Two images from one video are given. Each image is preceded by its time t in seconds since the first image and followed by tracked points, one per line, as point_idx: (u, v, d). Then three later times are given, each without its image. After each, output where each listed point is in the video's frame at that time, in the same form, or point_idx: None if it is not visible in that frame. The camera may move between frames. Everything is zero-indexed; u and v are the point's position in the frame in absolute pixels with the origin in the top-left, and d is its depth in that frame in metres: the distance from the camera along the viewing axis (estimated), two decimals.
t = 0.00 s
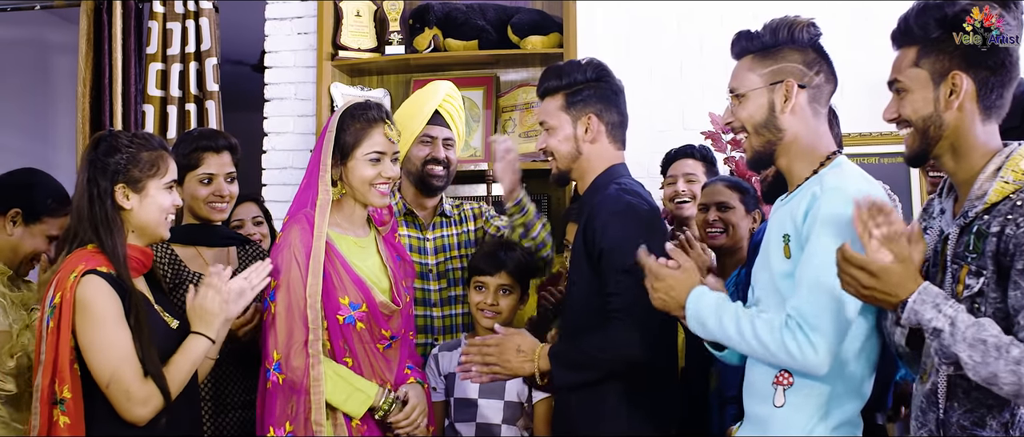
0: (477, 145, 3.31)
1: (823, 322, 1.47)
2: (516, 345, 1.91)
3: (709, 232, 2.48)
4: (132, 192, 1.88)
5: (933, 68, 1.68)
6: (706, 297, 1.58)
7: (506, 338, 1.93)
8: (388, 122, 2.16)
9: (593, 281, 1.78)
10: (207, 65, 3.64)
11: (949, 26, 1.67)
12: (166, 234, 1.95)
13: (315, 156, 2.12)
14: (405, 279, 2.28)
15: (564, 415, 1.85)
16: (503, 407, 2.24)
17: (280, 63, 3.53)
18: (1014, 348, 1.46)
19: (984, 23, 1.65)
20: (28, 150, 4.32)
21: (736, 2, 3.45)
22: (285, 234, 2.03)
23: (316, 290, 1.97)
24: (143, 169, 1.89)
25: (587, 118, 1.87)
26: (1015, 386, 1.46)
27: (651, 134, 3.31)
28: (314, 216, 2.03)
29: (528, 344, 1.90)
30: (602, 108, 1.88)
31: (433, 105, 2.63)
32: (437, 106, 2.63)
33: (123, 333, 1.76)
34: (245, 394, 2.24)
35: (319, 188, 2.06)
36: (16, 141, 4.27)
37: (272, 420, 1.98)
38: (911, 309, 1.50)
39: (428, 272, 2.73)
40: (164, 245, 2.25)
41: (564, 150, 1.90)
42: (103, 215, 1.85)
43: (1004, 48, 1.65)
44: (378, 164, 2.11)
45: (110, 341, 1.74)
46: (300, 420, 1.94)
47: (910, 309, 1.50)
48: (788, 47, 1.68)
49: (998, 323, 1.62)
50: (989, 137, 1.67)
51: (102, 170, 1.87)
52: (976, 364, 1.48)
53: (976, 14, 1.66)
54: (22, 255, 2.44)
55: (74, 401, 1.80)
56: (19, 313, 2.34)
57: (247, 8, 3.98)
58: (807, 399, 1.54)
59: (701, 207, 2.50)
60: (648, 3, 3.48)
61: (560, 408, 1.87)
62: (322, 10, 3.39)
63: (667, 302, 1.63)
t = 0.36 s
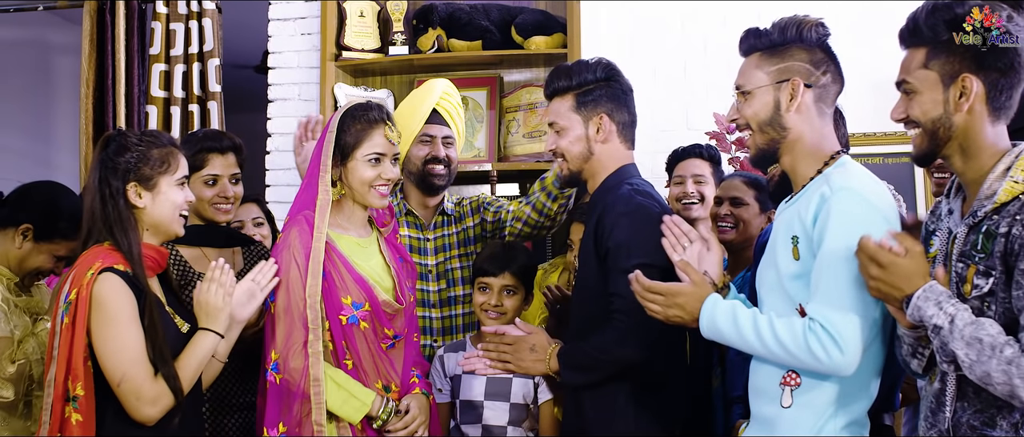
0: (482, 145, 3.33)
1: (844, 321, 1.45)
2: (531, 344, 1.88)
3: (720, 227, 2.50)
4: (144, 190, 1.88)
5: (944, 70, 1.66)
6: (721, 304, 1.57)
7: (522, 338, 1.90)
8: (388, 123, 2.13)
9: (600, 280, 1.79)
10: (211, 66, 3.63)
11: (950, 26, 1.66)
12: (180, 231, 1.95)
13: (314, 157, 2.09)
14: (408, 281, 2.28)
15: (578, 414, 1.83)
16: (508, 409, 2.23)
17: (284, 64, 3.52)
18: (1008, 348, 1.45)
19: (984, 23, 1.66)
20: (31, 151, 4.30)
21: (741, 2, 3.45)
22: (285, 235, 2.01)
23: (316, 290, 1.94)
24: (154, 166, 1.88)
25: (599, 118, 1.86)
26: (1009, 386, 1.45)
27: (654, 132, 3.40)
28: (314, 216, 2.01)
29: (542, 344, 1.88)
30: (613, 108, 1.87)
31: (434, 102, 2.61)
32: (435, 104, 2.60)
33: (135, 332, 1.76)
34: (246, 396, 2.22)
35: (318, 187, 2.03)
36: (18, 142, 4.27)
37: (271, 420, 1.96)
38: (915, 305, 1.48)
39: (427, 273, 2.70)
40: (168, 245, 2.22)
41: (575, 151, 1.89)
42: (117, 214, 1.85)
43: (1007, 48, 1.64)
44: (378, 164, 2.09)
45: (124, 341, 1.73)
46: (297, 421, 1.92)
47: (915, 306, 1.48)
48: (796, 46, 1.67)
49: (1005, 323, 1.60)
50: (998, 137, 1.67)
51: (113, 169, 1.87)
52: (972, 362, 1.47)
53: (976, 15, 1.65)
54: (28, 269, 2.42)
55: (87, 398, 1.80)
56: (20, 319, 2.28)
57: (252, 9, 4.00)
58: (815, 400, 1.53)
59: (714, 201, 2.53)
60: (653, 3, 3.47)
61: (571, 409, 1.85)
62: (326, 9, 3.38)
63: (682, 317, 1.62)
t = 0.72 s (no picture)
0: (483, 146, 3.33)
1: (845, 323, 1.46)
2: (526, 341, 1.87)
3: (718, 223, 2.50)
4: (156, 187, 1.87)
5: (948, 68, 1.66)
6: (725, 307, 1.58)
7: (516, 334, 1.88)
8: (387, 123, 2.13)
9: (607, 282, 1.79)
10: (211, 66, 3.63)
11: (950, 26, 1.67)
12: (189, 232, 1.94)
13: (313, 157, 2.08)
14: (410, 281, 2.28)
15: (582, 418, 1.84)
16: (509, 410, 2.23)
17: (286, 65, 3.52)
18: None
19: (983, 23, 1.66)
20: (30, 152, 4.30)
21: (742, 3, 3.45)
22: (284, 238, 1.99)
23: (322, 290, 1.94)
24: (167, 165, 1.87)
25: (600, 120, 1.87)
26: None
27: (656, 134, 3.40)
28: (314, 218, 2.00)
29: (539, 341, 1.87)
30: (614, 109, 1.87)
31: (425, 100, 2.59)
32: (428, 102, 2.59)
33: (141, 333, 1.76)
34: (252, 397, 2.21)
35: (319, 187, 2.03)
36: (17, 143, 4.27)
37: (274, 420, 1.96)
38: (926, 307, 1.49)
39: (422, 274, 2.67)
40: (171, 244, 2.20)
41: (578, 154, 1.89)
42: (129, 211, 1.85)
43: (1006, 48, 1.65)
44: (377, 166, 2.09)
45: (129, 340, 1.74)
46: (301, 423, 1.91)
47: (925, 307, 1.49)
48: (800, 47, 1.68)
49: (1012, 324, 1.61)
50: (999, 138, 1.67)
51: (127, 165, 1.86)
52: (988, 364, 1.50)
53: (976, 14, 1.66)
54: (36, 275, 2.41)
55: (94, 396, 1.80)
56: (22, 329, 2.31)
57: (253, 10, 4.00)
58: (817, 401, 1.53)
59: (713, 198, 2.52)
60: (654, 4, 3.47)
61: (575, 411, 1.86)
62: (327, 10, 3.37)
63: (688, 318, 1.63)
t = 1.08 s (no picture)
0: (485, 144, 3.32)
1: (846, 322, 1.45)
2: (540, 346, 1.88)
3: (717, 218, 2.50)
4: (166, 184, 1.87)
5: (947, 66, 1.65)
6: (729, 297, 1.56)
7: (530, 339, 1.90)
8: (393, 125, 2.11)
9: (611, 280, 1.79)
10: (212, 65, 3.63)
11: (950, 24, 1.66)
12: (195, 231, 1.93)
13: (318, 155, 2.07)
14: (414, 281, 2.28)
15: (591, 419, 1.84)
16: (512, 409, 2.23)
17: (287, 63, 3.52)
18: (1019, 346, 1.47)
19: (983, 23, 1.65)
20: (30, 151, 4.28)
21: (744, 1, 3.44)
22: (286, 236, 1.99)
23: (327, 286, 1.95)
24: (180, 163, 1.87)
25: (602, 119, 1.86)
26: (1020, 384, 1.47)
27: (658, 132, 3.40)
28: (316, 217, 1.99)
29: (552, 344, 1.88)
30: (616, 107, 1.86)
31: (422, 98, 2.51)
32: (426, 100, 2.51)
33: (142, 332, 1.76)
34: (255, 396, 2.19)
35: (322, 186, 2.02)
36: (16, 142, 4.26)
37: (286, 418, 1.94)
38: (931, 304, 1.50)
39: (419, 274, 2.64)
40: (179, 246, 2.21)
41: (582, 154, 1.89)
42: (140, 205, 1.85)
43: (1008, 49, 1.65)
44: (380, 167, 2.07)
45: (128, 336, 1.74)
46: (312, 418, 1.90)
47: (931, 304, 1.50)
48: (805, 44, 1.67)
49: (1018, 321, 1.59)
50: (1004, 134, 1.66)
51: (140, 160, 1.86)
52: (985, 359, 1.50)
53: (976, 14, 1.66)
54: (54, 263, 2.40)
55: (103, 393, 1.79)
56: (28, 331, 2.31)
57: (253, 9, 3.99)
58: (823, 400, 1.52)
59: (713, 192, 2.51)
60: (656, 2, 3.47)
61: (585, 411, 1.86)
62: (328, 9, 3.37)
63: (691, 305, 1.61)
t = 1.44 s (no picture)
0: (488, 146, 3.31)
1: (860, 326, 1.46)
2: (541, 347, 1.88)
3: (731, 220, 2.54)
4: (173, 185, 1.87)
5: (952, 69, 1.64)
6: (740, 314, 1.57)
7: (531, 340, 1.90)
8: (405, 130, 2.10)
9: (616, 282, 1.78)
10: (215, 66, 3.63)
11: (949, 25, 1.65)
12: (200, 237, 1.92)
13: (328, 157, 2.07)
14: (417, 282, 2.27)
15: (597, 421, 1.83)
16: (516, 410, 2.23)
17: (290, 64, 3.52)
18: None
19: (983, 23, 1.64)
20: (32, 152, 4.28)
21: (747, 2, 3.44)
22: (292, 237, 1.99)
23: (330, 288, 1.94)
24: (189, 166, 1.87)
25: (602, 121, 1.86)
26: None
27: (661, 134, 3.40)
28: (324, 218, 1.99)
29: (555, 346, 1.87)
30: (616, 110, 1.86)
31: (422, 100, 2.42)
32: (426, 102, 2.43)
33: (146, 333, 1.75)
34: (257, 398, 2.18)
35: (330, 187, 2.02)
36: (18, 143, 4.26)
37: (288, 418, 1.95)
38: (938, 319, 1.49)
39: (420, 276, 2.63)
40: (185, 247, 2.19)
41: (583, 156, 1.89)
42: (146, 203, 1.86)
43: (1007, 49, 1.64)
44: (388, 171, 2.06)
45: (132, 337, 1.73)
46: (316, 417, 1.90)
47: (937, 319, 1.49)
48: (812, 45, 1.67)
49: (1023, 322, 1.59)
50: (1009, 135, 1.66)
51: (151, 159, 1.87)
52: (1006, 368, 1.51)
53: (976, 14, 1.64)
54: (66, 254, 2.40)
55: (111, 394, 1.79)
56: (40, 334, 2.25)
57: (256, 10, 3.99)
58: (832, 401, 1.53)
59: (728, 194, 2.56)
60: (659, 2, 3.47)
61: (591, 411, 1.85)
62: (332, 10, 3.36)
63: (702, 328, 1.62)
